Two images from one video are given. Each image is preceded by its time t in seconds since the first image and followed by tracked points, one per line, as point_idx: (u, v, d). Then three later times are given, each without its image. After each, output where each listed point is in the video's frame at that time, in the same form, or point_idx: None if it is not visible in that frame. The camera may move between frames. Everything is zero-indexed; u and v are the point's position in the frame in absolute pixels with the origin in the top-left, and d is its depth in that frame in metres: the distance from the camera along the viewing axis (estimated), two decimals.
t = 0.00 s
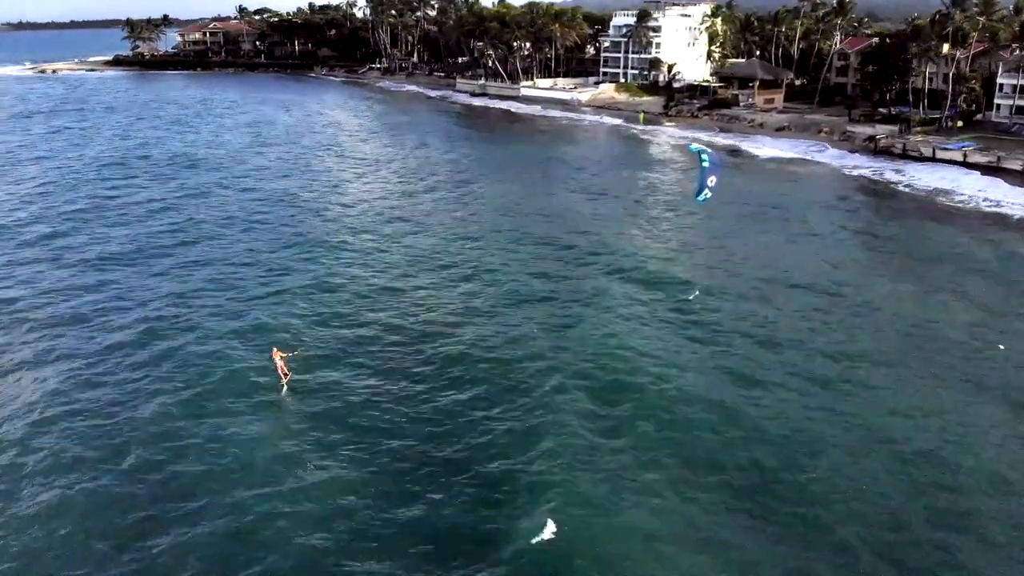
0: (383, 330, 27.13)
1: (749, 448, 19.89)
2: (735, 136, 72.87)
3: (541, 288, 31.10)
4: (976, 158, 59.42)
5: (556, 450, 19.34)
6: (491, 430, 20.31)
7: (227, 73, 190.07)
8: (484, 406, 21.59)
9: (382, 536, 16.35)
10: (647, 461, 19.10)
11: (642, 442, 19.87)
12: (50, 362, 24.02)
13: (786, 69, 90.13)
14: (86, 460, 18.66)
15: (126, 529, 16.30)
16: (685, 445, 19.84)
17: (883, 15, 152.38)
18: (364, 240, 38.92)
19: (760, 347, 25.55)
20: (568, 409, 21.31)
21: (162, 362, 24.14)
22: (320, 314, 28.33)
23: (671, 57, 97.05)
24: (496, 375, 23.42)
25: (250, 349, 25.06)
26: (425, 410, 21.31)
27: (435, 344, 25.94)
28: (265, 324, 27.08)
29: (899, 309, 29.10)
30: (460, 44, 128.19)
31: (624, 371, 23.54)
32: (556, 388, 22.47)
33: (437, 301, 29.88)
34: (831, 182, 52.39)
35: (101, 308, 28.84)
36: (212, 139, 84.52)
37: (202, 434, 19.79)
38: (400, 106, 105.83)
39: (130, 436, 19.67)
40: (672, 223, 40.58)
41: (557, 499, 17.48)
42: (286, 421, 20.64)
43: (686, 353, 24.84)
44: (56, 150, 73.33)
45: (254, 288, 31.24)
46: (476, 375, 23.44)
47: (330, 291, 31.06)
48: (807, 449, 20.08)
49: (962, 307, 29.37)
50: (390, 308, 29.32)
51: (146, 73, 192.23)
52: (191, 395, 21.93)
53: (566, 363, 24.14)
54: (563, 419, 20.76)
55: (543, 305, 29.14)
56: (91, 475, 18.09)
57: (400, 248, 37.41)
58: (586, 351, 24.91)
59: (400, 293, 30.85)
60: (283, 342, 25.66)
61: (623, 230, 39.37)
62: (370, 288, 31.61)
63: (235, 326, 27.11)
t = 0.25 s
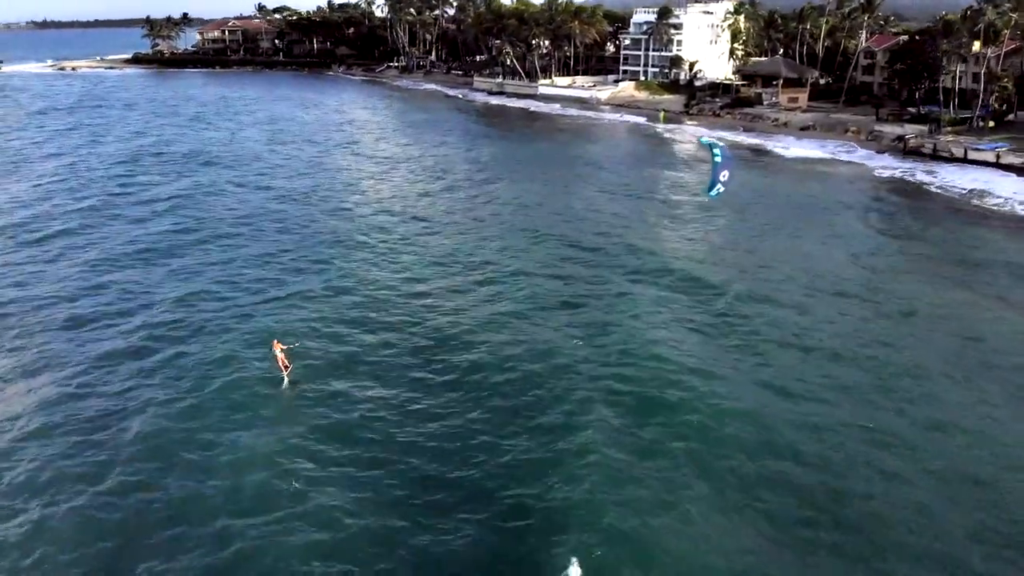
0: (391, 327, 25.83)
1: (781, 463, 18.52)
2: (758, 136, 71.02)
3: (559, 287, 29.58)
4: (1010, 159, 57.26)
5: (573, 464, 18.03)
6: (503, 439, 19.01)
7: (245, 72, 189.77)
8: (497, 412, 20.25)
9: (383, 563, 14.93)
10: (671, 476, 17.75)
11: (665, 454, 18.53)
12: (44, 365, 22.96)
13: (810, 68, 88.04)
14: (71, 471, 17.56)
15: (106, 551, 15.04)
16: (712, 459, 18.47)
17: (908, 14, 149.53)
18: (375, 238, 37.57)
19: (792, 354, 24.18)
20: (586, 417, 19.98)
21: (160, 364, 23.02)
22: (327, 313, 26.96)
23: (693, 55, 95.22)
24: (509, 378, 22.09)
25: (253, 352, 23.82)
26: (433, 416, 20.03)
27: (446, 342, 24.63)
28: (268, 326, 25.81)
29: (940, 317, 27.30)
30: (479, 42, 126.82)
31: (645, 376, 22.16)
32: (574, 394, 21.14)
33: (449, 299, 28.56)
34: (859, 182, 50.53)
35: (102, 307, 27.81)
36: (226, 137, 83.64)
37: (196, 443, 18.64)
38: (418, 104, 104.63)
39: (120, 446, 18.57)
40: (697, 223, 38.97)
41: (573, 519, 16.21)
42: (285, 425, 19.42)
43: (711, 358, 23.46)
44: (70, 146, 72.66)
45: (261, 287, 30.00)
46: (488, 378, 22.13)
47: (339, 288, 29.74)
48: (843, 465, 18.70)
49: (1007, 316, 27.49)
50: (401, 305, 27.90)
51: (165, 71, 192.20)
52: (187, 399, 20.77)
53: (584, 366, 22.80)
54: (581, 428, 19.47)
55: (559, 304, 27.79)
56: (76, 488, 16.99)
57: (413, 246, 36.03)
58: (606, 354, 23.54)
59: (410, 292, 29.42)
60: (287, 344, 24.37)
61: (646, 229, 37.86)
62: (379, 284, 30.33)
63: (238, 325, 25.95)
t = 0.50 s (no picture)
0: (402, 330, 24.66)
1: (817, 483, 17.15)
2: (786, 135, 69.26)
3: (581, 290, 28.31)
4: None
5: (591, 482, 16.78)
6: (517, 452, 17.80)
7: (268, 70, 189.63)
8: (512, 422, 19.03)
9: None
10: (698, 496, 16.45)
11: (692, 472, 17.22)
12: (39, 367, 22.03)
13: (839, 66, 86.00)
14: (63, 484, 16.54)
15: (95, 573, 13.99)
16: (742, 478, 17.14)
17: (938, 14, 146.65)
18: (391, 236, 36.46)
19: (828, 363, 22.72)
20: (606, 430, 18.71)
21: (158, 367, 22.01)
22: (339, 315, 25.86)
23: (719, 53, 93.39)
24: (524, 386, 20.85)
25: (262, 355, 22.78)
26: (444, 426, 18.83)
27: (459, 346, 23.44)
28: (279, 328, 24.77)
29: (986, 325, 25.71)
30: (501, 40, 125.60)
31: (670, 386, 20.85)
32: (593, 405, 19.87)
33: (463, 301, 27.34)
34: (893, 183, 48.76)
35: (103, 306, 26.87)
36: (246, 134, 82.96)
37: (191, 453, 17.58)
38: (439, 102, 103.61)
39: (111, 456, 17.53)
40: (724, 223, 37.51)
41: (596, 545, 14.97)
42: (286, 435, 18.32)
43: (740, 367, 22.10)
44: (90, 142, 72.26)
45: (273, 286, 28.96)
46: (502, 385, 20.90)
47: (353, 289, 28.65)
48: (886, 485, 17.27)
49: None
50: (417, 307, 26.75)
51: (188, 69, 192.62)
52: (185, 404, 19.71)
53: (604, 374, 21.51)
54: (600, 442, 18.21)
55: (579, 307, 26.50)
56: (61, 502, 15.98)
57: (431, 245, 34.87)
58: (628, 362, 22.25)
59: (425, 293, 28.25)
60: (297, 346, 23.30)
61: (671, 229, 36.46)
62: (391, 284, 29.19)
63: (243, 326, 24.90)
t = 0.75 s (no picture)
0: (421, 331, 23.50)
1: (868, 506, 15.67)
2: (823, 134, 67.20)
3: (611, 292, 26.92)
4: None
5: (621, 501, 15.50)
6: (540, 467, 16.53)
7: (298, 67, 189.65)
8: (537, 433, 17.81)
9: None
10: (738, 519, 15.09)
11: (731, 490, 15.92)
12: (42, 363, 21.12)
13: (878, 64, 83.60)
14: (58, 495, 15.53)
15: None
16: (787, 498, 15.75)
17: (979, 14, 142.98)
18: (415, 232, 35.26)
19: (877, 371, 21.22)
20: (637, 446, 17.35)
21: (165, 366, 21.01)
22: (357, 315, 24.71)
23: (754, 51, 91.33)
24: (548, 394, 19.59)
25: (276, 355, 21.69)
26: (463, 436, 17.67)
27: (480, 349, 22.22)
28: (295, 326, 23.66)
29: None
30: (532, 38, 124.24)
31: (705, 397, 19.48)
32: (624, 416, 18.58)
33: (487, 301, 26.14)
34: (937, 184, 46.74)
35: (114, 296, 25.96)
36: (273, 130, 82.33)
37: (192, 464, 16.49)
38: (468, 99, 102.47)
39: (109, 464, 16.51)
40: (760, 223, 35.86)
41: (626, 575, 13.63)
42: (296, 443, 17.22)
43: (781, 377, 20.62)
44: (118, 135, 71.92)
45: (291, 282, 27.88)
46: (526, 392, 19.69)
47: (373, 287, 27.48)
48: (945, 506, 15.81)
49: None
50: (438, 307, 25.51)
51: (219, 66, 193.20)
52: (189, 409, 18.65)
53: (636, 382, 20.21)
54: (632, 459, 16.86)
55: (608, 310, 25.21)
56: (53, 514, 15.00)
57: (455, 242, 33.61)
58: (661, 371, 20.92)
59: (448, 293, 27.02)
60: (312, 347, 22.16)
61: (706, 229, 34.89)
62: (412, 282, 28.05)
63: (256, 323, 23.88)
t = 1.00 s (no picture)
0: (441, 334, 22.58)
1: (916, 531, 14.51)
2: (859, 133, 65.44)
3: (639, 295, 25.80)
4: None
5: (650, 522, 14.49)
6: (559, 482, 15.54)
7: (326, 65, 189.64)
8: (560, 445, 16.82)
9: None
10: (770, 545, 14.00)
11: (768, 512, 14.83)
12: (53, 364, 20.50)
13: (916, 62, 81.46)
14: (57, 504, 14.83)
15: None
16: (829, 521, 14.63)
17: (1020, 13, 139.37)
18: (438, 230, 34.34)
19: (923, 382, 19.98)
20: (665, 462, 16.32)
21: (176, 368, 20.29)
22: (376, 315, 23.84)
23: (787, 48, 89.48)
24: (572, 403, 18.59)
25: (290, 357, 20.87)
26: (482, 447, 16.72)
27: (501, 354, 21.26)
28: (311, 327, 22.84)
29: None
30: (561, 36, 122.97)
31: (738, 409, 18.39)
32: (653, 428, 17.56)
33: (510, 303, 25.14)
34: (979, 185, 45.00)
35: (129, 294, 25.33)
36: (300, 127, 81.89)
37: (197, 473, 15.73)
38: (496, 97, 101.47)
39: (112, 473, 15.80)
40: (796, 224, 34.52)
41: None
42: (306, 452, 16.38)
43: (820, 388, 19.44)
44: (144, 131, 71.76)
45: (309, 281, 27.10)
46: (548, 400, 18.71)
47: (393, 286, 26.60)
48: (999, 531, 14.57)
49: None
50: (459, 308, 24.57)
51: (249, 64, 193.77)
52: (198, 414, 17.91)
53: (666, 391, 19.14)
54: (659, 476, 15.83)
55: (637, 313, 24.13)
56: (51, 527, 14.29)
57: (478, 241, 32.65)
58: (692, 379, 19.85)
59: (470, 293, 26.06)
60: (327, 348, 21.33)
61: (739, 229, 33.64)
62: (433, 282, 27.15)
63: (271, 323, 23.10)
